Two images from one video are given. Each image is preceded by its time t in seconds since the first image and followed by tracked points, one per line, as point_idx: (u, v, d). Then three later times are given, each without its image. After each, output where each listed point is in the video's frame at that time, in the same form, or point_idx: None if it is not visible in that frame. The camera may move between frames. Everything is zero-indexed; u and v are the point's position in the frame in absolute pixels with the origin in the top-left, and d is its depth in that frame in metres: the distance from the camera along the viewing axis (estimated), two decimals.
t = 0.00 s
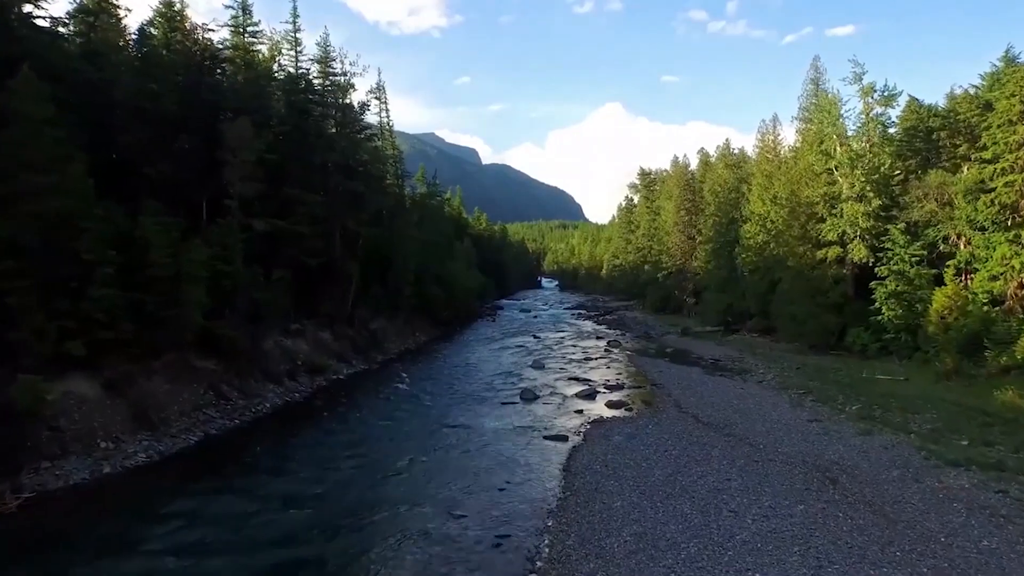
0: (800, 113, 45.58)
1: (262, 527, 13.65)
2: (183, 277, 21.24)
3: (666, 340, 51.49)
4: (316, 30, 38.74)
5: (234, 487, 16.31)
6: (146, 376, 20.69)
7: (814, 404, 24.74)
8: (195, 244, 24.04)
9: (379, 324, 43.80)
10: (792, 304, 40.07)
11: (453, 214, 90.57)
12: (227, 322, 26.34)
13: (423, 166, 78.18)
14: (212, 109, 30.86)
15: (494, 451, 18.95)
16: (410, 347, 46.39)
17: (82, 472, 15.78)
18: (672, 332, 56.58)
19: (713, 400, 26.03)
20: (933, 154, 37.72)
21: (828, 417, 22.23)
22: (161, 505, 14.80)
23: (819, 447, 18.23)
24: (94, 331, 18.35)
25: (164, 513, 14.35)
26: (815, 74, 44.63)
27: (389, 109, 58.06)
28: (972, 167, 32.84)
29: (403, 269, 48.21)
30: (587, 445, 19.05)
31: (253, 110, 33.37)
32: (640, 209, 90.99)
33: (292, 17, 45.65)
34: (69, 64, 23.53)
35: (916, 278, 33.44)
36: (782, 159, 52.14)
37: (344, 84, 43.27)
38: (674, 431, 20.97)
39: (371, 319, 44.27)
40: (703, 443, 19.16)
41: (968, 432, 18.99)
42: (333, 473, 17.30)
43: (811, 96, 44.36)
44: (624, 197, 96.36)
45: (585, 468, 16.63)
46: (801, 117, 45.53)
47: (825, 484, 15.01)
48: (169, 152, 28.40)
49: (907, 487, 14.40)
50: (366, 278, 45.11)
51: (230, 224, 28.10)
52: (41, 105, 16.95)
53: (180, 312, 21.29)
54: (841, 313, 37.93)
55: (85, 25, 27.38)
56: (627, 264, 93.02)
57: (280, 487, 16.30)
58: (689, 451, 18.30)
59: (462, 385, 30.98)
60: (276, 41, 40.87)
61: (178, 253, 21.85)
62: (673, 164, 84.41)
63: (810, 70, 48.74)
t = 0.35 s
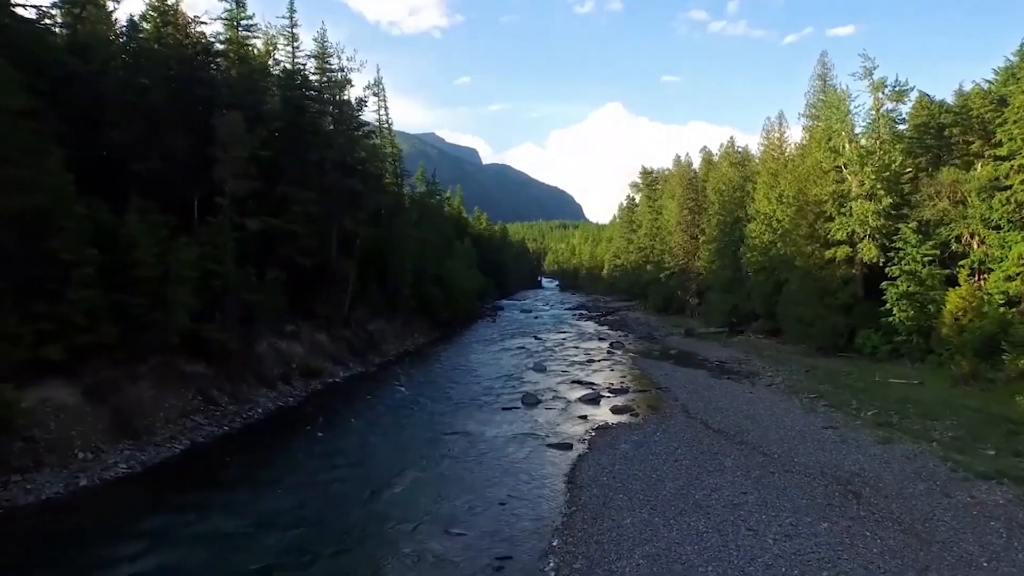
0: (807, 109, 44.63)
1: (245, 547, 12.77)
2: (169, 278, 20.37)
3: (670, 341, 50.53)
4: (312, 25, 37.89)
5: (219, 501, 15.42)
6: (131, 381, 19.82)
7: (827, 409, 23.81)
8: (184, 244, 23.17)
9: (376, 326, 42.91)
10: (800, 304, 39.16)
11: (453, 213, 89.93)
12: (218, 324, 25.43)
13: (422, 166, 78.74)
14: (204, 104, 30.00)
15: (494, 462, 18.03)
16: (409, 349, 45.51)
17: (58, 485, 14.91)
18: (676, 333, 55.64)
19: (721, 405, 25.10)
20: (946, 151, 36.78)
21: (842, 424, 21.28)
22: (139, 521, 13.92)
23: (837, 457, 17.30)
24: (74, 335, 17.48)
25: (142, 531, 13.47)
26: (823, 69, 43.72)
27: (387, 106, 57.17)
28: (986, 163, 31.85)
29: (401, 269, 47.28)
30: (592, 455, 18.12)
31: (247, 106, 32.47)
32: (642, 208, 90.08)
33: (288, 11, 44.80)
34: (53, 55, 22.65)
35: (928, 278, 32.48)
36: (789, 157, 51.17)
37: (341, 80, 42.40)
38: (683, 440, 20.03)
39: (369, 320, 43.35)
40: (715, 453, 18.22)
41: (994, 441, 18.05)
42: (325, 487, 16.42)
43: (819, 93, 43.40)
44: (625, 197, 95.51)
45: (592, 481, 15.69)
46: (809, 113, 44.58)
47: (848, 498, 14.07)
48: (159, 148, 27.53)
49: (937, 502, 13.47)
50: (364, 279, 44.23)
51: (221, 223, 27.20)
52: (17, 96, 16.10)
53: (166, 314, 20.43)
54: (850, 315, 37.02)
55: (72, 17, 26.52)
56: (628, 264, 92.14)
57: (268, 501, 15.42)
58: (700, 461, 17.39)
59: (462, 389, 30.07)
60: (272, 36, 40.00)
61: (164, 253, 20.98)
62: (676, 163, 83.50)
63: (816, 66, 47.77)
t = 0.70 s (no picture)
0: (815, 106, 43.60)
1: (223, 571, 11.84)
2: (153, 280, 19.46)
3: (673, 342, 49.55)
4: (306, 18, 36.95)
5: (199, 517, 14.51)
6: (112, 388, 18.91)
7: (842, 415, 22.81)
8: (170, 244, 22.25)
9: (374, 327, 41.96)
10: (808, 305, 38.18)
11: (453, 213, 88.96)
12: (207, 327, 24.48)
13: (422, 166, 77.77)
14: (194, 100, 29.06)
15: (494, 475, 17.05)
16: (407, 351, 44.58)
17: (27, 501, 14.00)
18: (679, 334, 54.61)
19: (731, 411, 24.11)
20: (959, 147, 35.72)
21: (860, 431, 20.26)
22: (112, 543, 13.01)
23: (858, 469, 16.31)
24: (48, 340, 16.56)
25: (114, 553, 12.56)
26: (831, 65, 42.72)
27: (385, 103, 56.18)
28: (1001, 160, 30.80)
29: (399, 269, 46.30)
30: (598, 468, 17.14)
31: (240, 101, 31.54)
32: (644, 207, 89.11)
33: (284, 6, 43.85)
34: (34, 47, 21.74)
35: (942, 278, 31.42)
36: (795, 155, 50.15)
37: (337, 75, 41.44)
38: (693, 450, 19.02)
39: (366, 321, 42.37)
40: (728, 465, 17.20)
41: (1023, 451, 17.06)
42: (314, 502, 15.50)
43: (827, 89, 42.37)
44: (627, 196, 94.55)
45: (599, 497, 14.74)
46: (817, 110, 43.56)
47: (875, 516, 13.08)
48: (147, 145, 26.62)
49: (972, 521, 12.47)
50: (361, 279, 43.29)
51: (211, 222, 26.26)
52: None
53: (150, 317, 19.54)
54: (859, 316, 36.06)
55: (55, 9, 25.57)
56: (630, 264, 91.13)
57: (251, 519, 14.50)
58: (713, 474, 16.39)
59: (461, 394, 29.07)
60: (266, 30, 39.05)
61: (148, 253, 20.06)
62: (677, 162, 82.55)
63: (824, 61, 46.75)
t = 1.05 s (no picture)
0: (822, 103, 42.74)
1: None
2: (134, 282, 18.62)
3: (676, 344, 48.63)
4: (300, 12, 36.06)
5: (176, 535, 13.66)
6: (91, 395, 18.06)
7: (854, 421, 21.90)
8: (155, 244, 21.41)
9: (370, 329, 41.12)
10: (814, 306, 37.30)
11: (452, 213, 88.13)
12: (194, 330, 23.60)
13: (419, 165, 76.90)
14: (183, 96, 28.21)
15: (491, 489, 16.17)
16: (405, 353, 43.73)
17: None
18: (682, 336, 53.69)
19: (739, 417, 23.21)
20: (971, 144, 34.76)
21: (874, 439, 19.35)
22: (80, 564, 12.18)
23: (878, 481, 15.45)
24: (20, 345, 15.73)
25: None
26: (837, 60, 41.80)
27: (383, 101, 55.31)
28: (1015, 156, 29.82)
29: (396, 269, 45.39)
30: (602, 481, 16.30)
31: (233, 96, 30.65)
32: (645, 207, 88.36)
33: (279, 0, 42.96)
34: (15, 37, 20.85)
35: (953, 279, 30.44)
36: (801, 153, 49.22)
37: (333, 71, 40.56)
38: (701, 459, 18.16)
39: (361, 323, 41.47)
40: (739, 478, 16.33)
41: None
42: (299, 519, 14.65)
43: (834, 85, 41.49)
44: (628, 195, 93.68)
45: (604, 515, 13.95)
46: (823, 107, 42.68)
47: (900, 535, 12.24)
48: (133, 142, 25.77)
49: (1005, 540, 11.62)
50: (357, 280, 42.45)
51: (201, 221, 25.39)
52: None
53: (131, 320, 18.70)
54: (867, 318, 35.20)
55: None
56: (631, 264, 90.27)
57: (231, 537, 13.64)
58: (723, 489, 15.54)
59: (459, 399, 28.18)
60: (260, 25, 38.18)
61: (130, 254, 19.23)
62: (679, 161, 81.77)
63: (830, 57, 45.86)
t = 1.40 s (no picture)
0: (828, 100, 41.77)
1: None
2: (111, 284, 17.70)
3: (678, 345, 47.73)
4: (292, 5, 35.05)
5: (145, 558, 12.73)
6: (64, 403, 17.13)
7: (867, 428, 20.93)
8: (135, 245, 20.49)
9: (365, 330, 40.21)
10: (820, 307, 36.37)
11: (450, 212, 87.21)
12: (178, 333, 22.63)
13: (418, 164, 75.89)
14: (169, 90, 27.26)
15: (487, 505, 15.25)
16: (401, 354, 42.83)
17: None
18: (684, 336, 52.79)
19: (746, 423, 22.27)
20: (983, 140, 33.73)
21: (890, 448, 18.36)
22: None
23: (898, 495, 14.52)
24: None
25: None
26: (844, 55, 40.89)
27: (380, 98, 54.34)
28: None
29: (392, 269, 44.46)
30: (604, 496, 15.39)
31: (222, 91, 29.70)
32: (645, 206, 87.50)
33: None
34: None
35: (965, 279, 29.38)
36: (806, 150, 48.28)
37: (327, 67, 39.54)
38: (708, 470, 17.21)
39: (356, 324, 40.53)
40: (749, 492, 15.38)
41: None
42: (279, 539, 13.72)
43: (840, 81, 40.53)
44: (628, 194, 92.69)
45: (606, 535, 13.09)
46: (829, 104, 41.71)
47: (928, 559, 11.32)
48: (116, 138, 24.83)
49: None
50: (352, 281, 41.51)
51: (187, 219, 24.46)
52: None
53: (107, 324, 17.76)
54: (875, 320, 34.29)
55: None
56: (631, 264, 89.28)
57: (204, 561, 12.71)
58: (733, 503, 14.63)
59: (455, 403, 27.27)
60: (252, 19, 37.18)
61: (107, 255, 18.32)
62: (680, 160, 80.92)
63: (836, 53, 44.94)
